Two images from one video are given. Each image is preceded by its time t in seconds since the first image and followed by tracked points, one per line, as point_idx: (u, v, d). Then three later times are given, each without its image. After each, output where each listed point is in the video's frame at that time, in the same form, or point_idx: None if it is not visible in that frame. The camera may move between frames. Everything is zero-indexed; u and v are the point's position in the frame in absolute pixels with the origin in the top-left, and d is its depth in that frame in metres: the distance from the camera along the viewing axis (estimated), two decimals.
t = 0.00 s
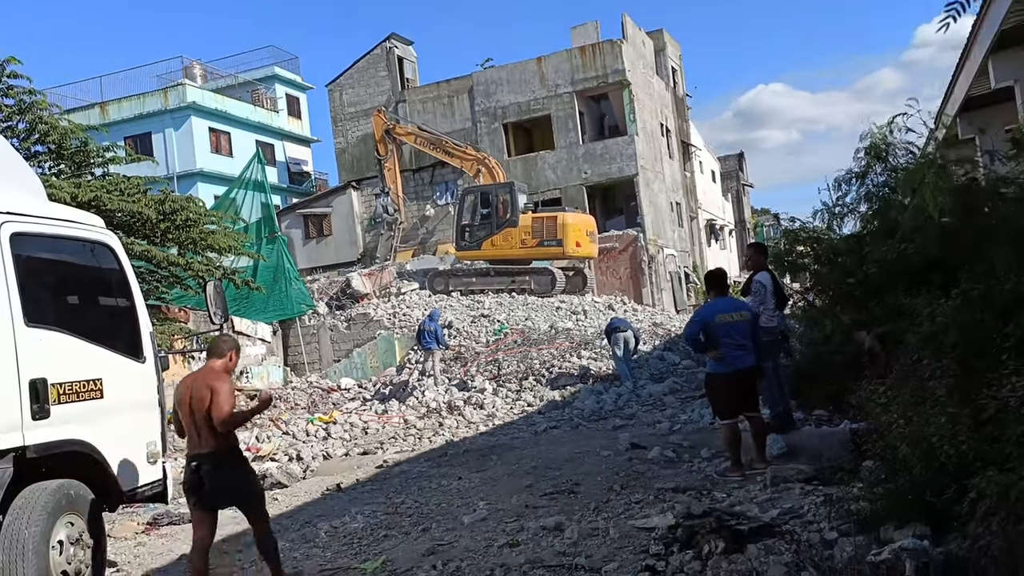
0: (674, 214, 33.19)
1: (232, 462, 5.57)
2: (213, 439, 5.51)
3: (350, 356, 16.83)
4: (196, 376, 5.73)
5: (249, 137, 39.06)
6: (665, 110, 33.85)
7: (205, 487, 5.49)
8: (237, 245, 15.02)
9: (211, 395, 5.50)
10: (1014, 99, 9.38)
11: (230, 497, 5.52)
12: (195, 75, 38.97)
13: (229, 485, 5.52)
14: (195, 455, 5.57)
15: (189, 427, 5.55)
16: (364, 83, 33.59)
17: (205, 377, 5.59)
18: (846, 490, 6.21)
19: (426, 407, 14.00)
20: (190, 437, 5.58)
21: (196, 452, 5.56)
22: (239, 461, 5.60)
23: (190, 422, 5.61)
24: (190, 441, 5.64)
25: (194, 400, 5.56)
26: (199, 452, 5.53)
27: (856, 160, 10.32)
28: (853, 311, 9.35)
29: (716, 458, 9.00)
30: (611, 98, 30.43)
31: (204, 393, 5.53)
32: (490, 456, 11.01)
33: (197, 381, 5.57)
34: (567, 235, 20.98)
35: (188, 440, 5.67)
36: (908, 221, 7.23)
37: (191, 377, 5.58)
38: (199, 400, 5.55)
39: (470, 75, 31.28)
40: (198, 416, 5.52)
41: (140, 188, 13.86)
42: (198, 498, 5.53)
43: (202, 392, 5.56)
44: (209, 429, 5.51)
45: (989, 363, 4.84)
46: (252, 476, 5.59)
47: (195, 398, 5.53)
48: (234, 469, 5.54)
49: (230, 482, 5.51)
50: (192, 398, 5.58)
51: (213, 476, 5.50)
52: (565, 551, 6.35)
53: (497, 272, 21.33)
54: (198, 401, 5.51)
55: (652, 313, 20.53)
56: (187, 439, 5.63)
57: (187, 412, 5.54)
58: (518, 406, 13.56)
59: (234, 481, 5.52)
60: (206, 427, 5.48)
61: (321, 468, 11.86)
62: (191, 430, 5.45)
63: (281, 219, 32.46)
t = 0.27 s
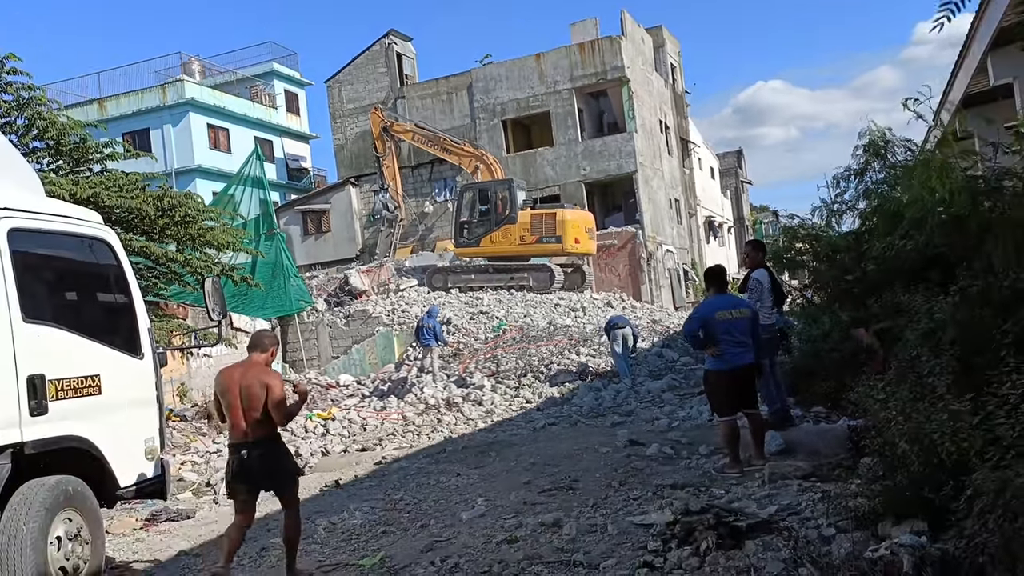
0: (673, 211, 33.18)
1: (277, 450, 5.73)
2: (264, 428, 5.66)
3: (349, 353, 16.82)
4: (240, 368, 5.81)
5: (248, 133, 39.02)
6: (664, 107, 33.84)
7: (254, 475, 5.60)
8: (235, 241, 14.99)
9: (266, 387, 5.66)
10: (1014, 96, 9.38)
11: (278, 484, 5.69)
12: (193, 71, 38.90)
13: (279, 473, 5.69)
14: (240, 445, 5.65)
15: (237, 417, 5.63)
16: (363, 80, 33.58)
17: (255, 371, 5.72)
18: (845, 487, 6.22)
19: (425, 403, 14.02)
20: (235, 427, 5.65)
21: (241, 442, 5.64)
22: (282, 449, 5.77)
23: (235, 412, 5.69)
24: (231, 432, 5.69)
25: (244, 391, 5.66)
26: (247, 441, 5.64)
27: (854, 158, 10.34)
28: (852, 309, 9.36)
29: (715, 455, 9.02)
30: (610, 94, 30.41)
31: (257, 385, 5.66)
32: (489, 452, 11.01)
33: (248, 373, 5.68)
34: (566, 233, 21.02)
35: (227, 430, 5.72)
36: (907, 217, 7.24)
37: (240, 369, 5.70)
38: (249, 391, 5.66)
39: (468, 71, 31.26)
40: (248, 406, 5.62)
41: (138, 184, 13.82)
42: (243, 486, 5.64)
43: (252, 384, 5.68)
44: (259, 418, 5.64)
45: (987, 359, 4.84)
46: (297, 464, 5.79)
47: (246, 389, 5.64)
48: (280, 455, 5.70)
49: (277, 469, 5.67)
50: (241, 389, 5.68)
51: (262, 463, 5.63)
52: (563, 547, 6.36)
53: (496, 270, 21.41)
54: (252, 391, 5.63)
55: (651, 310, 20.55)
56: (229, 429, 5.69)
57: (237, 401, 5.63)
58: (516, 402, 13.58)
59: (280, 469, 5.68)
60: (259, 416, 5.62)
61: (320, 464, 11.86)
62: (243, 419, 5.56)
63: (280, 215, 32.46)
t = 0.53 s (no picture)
0: (671, 211, 33.21)
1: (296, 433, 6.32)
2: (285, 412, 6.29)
3: (347, 353, 16.80)
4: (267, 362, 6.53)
5: (247, 133, 39.02)
6: (663, 106, 33.86)
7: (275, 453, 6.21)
8: (234, 241, 14.98)
9: (288, 374, 6.35)
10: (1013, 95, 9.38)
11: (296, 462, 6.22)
12: (192, 71, 38.88)
13: (297, 452, 6.24)
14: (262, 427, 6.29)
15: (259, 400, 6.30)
16: (362, 79, 33.58)
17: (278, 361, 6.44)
18: (843, 487, 6.22)
19: (423, 402, 14.02)
20: (258, 410, 6.31)
21: (264, 424, 6.29)
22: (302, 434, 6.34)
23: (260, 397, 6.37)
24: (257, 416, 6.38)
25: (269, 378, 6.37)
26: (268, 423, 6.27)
27: (852, 157, 10.36)
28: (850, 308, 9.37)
29: (713, 454, 9.03)
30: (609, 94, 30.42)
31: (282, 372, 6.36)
32: (487, 452, 11.01)
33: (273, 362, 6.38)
34: (566, 232, 21.09)
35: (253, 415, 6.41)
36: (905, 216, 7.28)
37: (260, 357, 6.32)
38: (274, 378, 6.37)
39: (467, 71, 31.27)
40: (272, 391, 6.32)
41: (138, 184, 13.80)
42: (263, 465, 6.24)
43: (278, 372, 6.39)
44: (280, 401, 6.28)
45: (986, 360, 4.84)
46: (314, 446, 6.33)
47: (271, 376, 6.36)
48: (295, 440, 6.21)
49: (294, 449, 6.23)
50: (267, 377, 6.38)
51: (282, 444, 6.23)
52: (562, 547, 6.36)
53: (495, 269, 21.44)
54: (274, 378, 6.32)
55: (649, 310, 20.58)
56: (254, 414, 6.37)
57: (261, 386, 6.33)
58: (515, 402, 13.58)
59: (296, 449, 6.23)
60: (279, 399, 6.24)
61: (319, 464, 11.86)
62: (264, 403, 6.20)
63: (278, 215, 32.46)
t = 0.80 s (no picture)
0: (670, 212, 33.24)
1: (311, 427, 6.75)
2: (300, 407, 6.72)
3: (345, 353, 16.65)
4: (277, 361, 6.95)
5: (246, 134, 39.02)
6: (662, 108, 33.89)
7: (293, 447, 6.60)
8: (232, 242, 14.96)
9: (300, 371, 6.79)
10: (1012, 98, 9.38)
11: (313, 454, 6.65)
12: (191, 72, 38.88)
13: (313, 444, 6.68)
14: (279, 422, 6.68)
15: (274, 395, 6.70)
16: (361, 80, 33.60)
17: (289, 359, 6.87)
18: (841, 488, 6.21)
19: (422, 403, 14.01)
20: (274, 406, 6.72)
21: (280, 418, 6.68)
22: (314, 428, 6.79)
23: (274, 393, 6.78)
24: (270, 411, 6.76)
25: (282, 375, 6.78)
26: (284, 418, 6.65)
27: (852, 159, 10.37)
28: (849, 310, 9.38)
29: (712, 456, 9.03)
30: (607, 95, 30.45)
31: (296, 369, 6.79)
32: (487, 453, 11.01)
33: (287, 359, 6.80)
34: (565, 233, 21.11)
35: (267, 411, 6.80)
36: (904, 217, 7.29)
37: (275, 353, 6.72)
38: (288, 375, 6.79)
39: (466, 72, 31.31)
40: (286, 387, 6.72)
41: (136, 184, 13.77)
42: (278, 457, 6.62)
43: (289, 370, 6.82)
44: (295, 397, 6.71)
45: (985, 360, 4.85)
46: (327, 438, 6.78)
47: (284, 373, 6.77)
48: (311, 432, 6.63)
49: (309, 442, 6.64)
50: (281, 373, 6.79)
51: (298, 437, 6.64)
52: (560, 548, 6.36)
53: (494, 270, 21.46)
54: (290, 374, 6.74)
55: (649, 311, 20.59)
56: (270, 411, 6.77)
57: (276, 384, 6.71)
58: (514, 403, 13.57)
59: (311, 442, 6.62)
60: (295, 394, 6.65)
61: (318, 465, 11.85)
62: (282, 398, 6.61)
63: (277, 216, 32.47)
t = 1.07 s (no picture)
0: (668, 215, 33.28)
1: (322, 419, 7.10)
2: (313, 400, 7.04)
3: (343, 355, 16.54)
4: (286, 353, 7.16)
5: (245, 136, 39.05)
6: (661, 110, 33.93)
7: (309, 439, 6.95)
8: (231, 243, 14.97)
9: (312, 365, 7.07)
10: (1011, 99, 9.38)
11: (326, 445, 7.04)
12: (190, 73, 38.91)
13: (326, 436, 7.05)
14: (293, 415, 6.98)
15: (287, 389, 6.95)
16: (359, 82, 33.62)
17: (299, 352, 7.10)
18: (839, 490, 6.20)
19: (421, 405, 14.00)
20: (286, 399, 6.98)
21: (294, 411, 6.98)
22: (326, 419, 7.15)
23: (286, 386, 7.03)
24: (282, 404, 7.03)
25: (294, 370, 7.01)
26: (299, 412, 6.96)
27: (850, 161, 10.37)
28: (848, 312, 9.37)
29: (710, 458, 9.03)
30: (606, 98, 30.47)
31: (307, 364, 7.04)
32: (485, 455, 11.00)
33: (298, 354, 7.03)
34: (563, 235, 21.19)
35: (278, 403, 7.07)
36: (903, 218, 7.28)
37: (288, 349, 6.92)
38: (299, 369, 7.03)
39: (465, 74, 31.35)
40: (298, 381, 6.99)
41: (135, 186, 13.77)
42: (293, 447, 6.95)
43: (300, 363, 7.07)
44: (309, 390, 7.01)
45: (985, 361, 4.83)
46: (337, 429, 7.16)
47: (297, 367, 7.02)
48: (327, 425, 7.01)
49: (323, 434, 7.01)
50: (292, 369, 7.02)
51: (313, 429, 7.01)
52: (559, 551, 6.35)
53: (492, 272, 21.44)
54: (302, 369, 7.00)
55: (647, 313, 20.61)
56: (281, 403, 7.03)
57: (289, 378, 6.97)
58: (512, 405, 13.55)
59: (326, 433, 7.01)
60: (310, 389, 6.95)
61: (316, 467, 11.83)
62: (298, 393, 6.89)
63: (276, 218, 32.50)
